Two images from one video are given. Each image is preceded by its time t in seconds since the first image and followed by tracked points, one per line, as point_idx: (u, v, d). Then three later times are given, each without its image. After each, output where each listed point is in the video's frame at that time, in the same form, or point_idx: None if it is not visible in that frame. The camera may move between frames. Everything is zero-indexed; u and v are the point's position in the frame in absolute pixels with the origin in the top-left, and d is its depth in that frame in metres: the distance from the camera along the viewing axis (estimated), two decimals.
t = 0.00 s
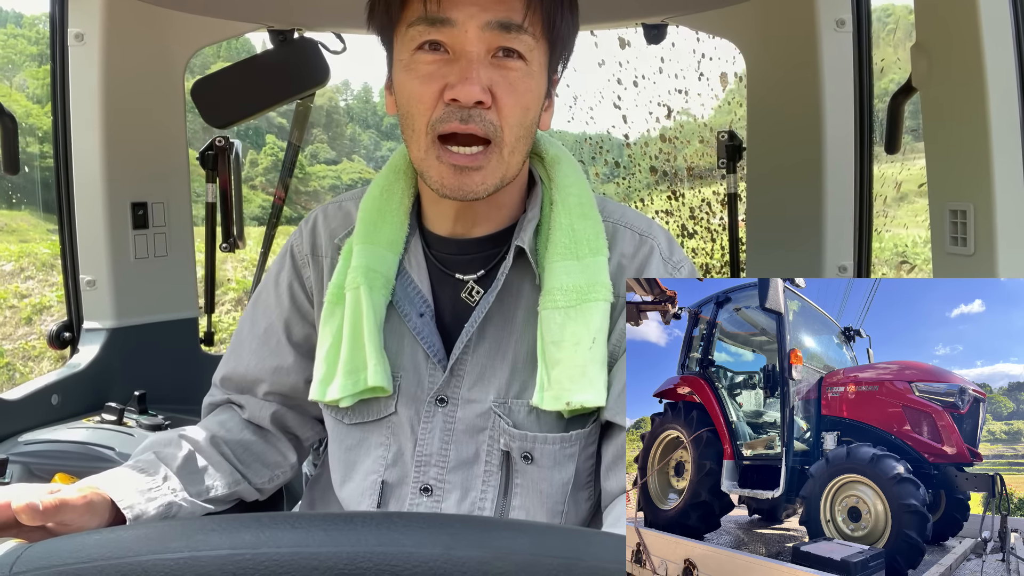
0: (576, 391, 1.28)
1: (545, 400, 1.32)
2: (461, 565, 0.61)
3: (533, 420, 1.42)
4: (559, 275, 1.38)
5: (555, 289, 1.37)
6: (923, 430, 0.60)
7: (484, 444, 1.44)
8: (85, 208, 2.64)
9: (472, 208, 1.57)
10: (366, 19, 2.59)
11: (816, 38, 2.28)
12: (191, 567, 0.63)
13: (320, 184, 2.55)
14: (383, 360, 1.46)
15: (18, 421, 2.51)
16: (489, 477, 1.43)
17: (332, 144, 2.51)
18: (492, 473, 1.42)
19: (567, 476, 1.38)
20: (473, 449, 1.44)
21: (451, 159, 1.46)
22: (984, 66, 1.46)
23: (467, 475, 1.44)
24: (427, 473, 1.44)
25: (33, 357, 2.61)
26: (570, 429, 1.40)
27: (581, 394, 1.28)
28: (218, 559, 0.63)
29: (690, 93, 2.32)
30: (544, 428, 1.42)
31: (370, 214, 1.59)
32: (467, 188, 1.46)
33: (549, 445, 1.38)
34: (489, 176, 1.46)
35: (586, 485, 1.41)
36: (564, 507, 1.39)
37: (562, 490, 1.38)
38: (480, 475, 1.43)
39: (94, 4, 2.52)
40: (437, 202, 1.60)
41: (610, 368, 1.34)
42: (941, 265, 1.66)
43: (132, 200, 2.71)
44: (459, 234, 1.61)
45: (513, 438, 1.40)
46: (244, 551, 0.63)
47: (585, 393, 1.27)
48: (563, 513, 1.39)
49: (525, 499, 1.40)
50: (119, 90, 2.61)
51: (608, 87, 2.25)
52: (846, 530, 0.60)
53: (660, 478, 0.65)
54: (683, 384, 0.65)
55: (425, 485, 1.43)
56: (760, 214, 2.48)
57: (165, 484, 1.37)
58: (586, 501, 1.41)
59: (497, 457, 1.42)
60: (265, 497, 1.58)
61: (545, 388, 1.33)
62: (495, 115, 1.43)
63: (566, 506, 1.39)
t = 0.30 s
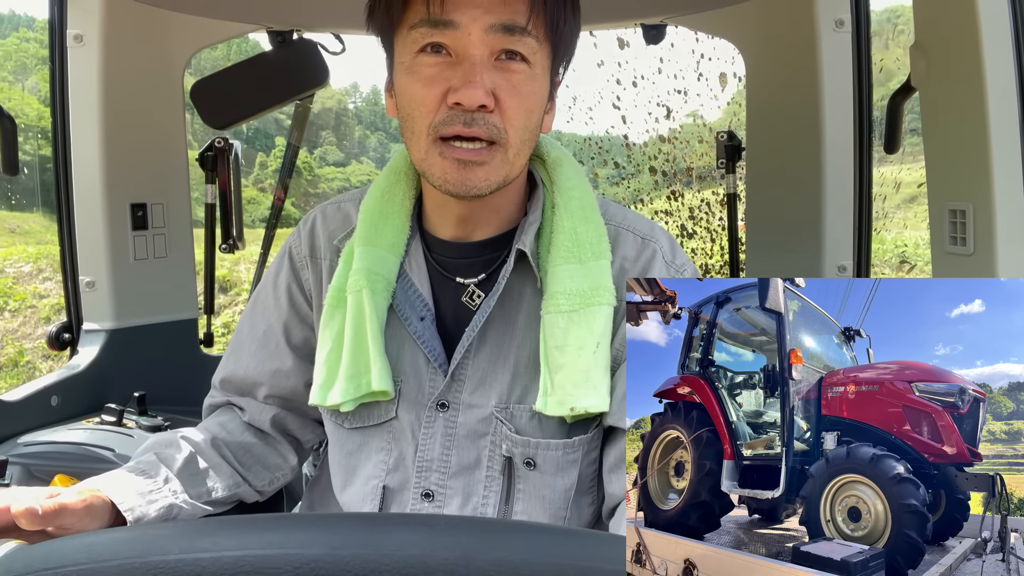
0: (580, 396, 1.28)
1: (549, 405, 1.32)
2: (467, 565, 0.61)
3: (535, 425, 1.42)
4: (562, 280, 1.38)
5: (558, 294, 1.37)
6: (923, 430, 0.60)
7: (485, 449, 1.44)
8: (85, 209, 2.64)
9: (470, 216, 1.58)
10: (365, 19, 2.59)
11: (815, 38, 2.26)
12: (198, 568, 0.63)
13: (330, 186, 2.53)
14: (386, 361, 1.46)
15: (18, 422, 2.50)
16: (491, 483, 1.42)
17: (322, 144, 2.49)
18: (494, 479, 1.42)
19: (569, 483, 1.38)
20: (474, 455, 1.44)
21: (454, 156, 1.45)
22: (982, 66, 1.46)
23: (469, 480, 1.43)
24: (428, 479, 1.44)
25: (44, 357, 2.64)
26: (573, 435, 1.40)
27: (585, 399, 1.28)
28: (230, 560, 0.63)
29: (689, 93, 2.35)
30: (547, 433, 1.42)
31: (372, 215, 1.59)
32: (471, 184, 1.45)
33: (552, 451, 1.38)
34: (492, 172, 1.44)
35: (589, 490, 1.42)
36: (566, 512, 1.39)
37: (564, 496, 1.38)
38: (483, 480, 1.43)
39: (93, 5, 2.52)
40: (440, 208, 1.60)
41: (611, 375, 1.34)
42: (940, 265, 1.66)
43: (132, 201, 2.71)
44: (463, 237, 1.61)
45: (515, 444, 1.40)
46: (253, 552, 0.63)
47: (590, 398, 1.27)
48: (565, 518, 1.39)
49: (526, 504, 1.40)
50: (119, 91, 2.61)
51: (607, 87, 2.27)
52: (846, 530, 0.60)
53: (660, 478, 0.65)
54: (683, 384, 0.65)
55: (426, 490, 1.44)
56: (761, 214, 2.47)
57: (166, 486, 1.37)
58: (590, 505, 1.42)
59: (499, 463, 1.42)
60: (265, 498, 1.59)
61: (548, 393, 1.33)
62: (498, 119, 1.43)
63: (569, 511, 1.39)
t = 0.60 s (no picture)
0: (585, 386, 1.28)
1: (554, 396, 1.31)
2: (471, 565, 0.61)
3: (540, 419, 1.42)
4: (567, 273, 1.38)
5: (563, 287, 1.36)
6: (923, 429, 0.60)
7: (490, 443, 1.44)
8: (86, 209, 2.64)
9: (474, 210, 1.58)
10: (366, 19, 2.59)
11: (816, 37, 2.26)
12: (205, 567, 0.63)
13: (339, 189, 2.54)
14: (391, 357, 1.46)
15: (19, 422, 2.51)
16: (495, 477, 1.42)
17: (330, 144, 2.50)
18: (498, 473, 1.42)
19: (574, 476, 1.39)
20: (478, 448, 1.44)
21: (460, 150, 1.44)
22: (984, 65, 1.46)
23: (473, 474, 1.43)
24: (432, 474, 1.44)
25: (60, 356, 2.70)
26: (579, 427, 1.40)
27: (591, 390, 1.28)
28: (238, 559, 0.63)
29: (689, 92, 2.35)
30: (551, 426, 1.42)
31: (376, 214, 1.59)
32: (477, 175, 1.45)
33: (556, 444, 1.38)
34: (498, 168, 1.44)
35: (594, 486, 1.43)
36: (571, 507, 1.40)
37: (570, 490, 1.39)
38: (486, 475, 1.43)
39: (94, 5, 2.52)
40: (445, 203, 1.60)
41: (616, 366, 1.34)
42: (941, 265, 1.66)
43: (133, 201, 2.71)
44: (465, 234, 1.61)
45: (520, 436, 1.40)
46: (260, 552, 0.63)
47: (596, 388, 1.27)
48: (570, 513, 1.40)
49: (531, 499, 1.40)
50: (120, 91, 2.61)
51: (608, 87, 2.26)
52: (846, 530, 0.60)
53: (660, 478, 0.65)
54: (683, 384, 0.65)
55: (430, 485, 1.43)
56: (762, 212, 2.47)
57: (168, 485, 1.38)
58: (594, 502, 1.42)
59: (504, 456, 1.42)
60: (267, 498, 1.59)
61: (554, 385, 1.32)
62: (503, 117, 1.43)
63: (573, 506, 1.40)
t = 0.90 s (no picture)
0: (583, 390, 1.29)
1: (553, 399, 1.32)
2: (470, 565, 0.61)
3: (536, 419, 1.43)
4: (565, 274, 1.38)
5: (561, 288, 1.36)
6: (923, 430, 0.60)
7: (485, 443, 1.44)
8: (86, 207, 2.64)
9: (470, 206, 1.58)
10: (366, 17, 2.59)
11: (816, 36, 2.26)
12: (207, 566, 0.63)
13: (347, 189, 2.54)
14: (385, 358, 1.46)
15: (19, 420, 2.51)
16: (491, 476, 1.43)
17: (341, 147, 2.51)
18: (494, 472, 1.42)
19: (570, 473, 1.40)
20: (474, 448, 1.44)
21: (458, 149, 1.44)
22: (985, 64, 1.45)
23: (469, 474, 1.43)
24: (429, 473, 1.44)
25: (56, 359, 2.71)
26: (572, 427, 1.41)
27: (588, 394, 1.29)
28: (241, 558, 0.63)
29: (689, 91, 2.36)
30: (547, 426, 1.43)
31: (370, 214, 1.59)
32: (474, 176, 1.44)
33: (555, 443, 1.39)
34: (495, 167, 1.44)
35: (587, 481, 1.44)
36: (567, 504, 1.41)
37: (566, 487, 1.40)
38: (483, 474, 1.43)
39: (94, 4, 2.53)
40: (440, 198, 1.60)
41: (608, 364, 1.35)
42: (942, 264, 1.66)
43: (133, 200, 2.71)
44: (459, 233, 1.61)
45: (518, 437, 1.41)
46: (264, 550, 0.63)
47: (592, 392, 1.29)
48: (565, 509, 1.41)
49: (528, 497, 1.40)
50: (120, 90, 2.61)
51: (608, 86, 2.27)
52: (846, 530, 0.60)
53: (660, 478, 0.65)
54: (683, 384, 0.65)
55: (427, 485, 1.43)
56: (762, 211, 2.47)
57: (167, 485, 1.38)
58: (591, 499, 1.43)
59: (500, 456, 1.42)
60: (266, 498, 1.59)
61: (552, 387, 1.33)
62: (501, 117, 1.43)
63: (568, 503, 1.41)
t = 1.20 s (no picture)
0: (580, 395, 1.29)
1: (552, 403, 1.32)
2: (469, 565, 0.61)
3: (533, 423, 1.42)
4: (563, 279, 1.38)
5: (558, 293, 1.36)
6: (923, 430, 0.60)
7: (483, 447, 1.44)
8: (83, 207, 2.63)
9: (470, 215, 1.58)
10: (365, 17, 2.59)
11: (815, 37, 2.26)
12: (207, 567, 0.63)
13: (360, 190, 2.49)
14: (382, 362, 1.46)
15: (18, 420, 2.51)
16: (488, 480, 1.43)
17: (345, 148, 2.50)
18: (491, 476, 1.42)
19: (567, 478, 1.39)
20: (471, 451, 1.44)
21: (465, 157, 1.44)
22: (983, 66, 1.46)
23: (467, 477, 1.43)
24: (426, 477, 1.44)
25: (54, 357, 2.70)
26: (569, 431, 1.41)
27: (586, 398, 1.29)
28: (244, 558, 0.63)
29: (688, 92, 2.36)
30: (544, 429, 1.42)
31: (367, 216, 1.58)
32: (478, 184, 1.45)
33: (551, 449, 1.38)
34: (497, 174, 1.44)
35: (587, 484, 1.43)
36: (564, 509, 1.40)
37: (563, 492, 1.39)
38: (480, 478, 1.43)
39: (93, 4, 2.53)
40: (440, 206, 1.60)
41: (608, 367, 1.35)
42: (939, 265, 1.66)
43: (132, 200, 2.70)
44: (458, 236, 1.61)
45: (515, 442, 1.40)
46: (266, 550, 0.63)
47: (590, 396, 1.29)
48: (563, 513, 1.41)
49: (525, 501, 1.40)
50: (117, 90, 2.61)
51: (606, 86, 2.28)
52: (846, 530, 0.60)
53: (660, 478, 0.65)
54: (683, 384, 0.65)
55: (424, 489, 1.44)
56: (761, 212, 2.47)
57: (166, 485, 1.38)
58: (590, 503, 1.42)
59: (497, 461, 1.42)
60: (264, 498, 1.59)
61: (550, 391, 1.33)
62: (505, 124, 1.43)
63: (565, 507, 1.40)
